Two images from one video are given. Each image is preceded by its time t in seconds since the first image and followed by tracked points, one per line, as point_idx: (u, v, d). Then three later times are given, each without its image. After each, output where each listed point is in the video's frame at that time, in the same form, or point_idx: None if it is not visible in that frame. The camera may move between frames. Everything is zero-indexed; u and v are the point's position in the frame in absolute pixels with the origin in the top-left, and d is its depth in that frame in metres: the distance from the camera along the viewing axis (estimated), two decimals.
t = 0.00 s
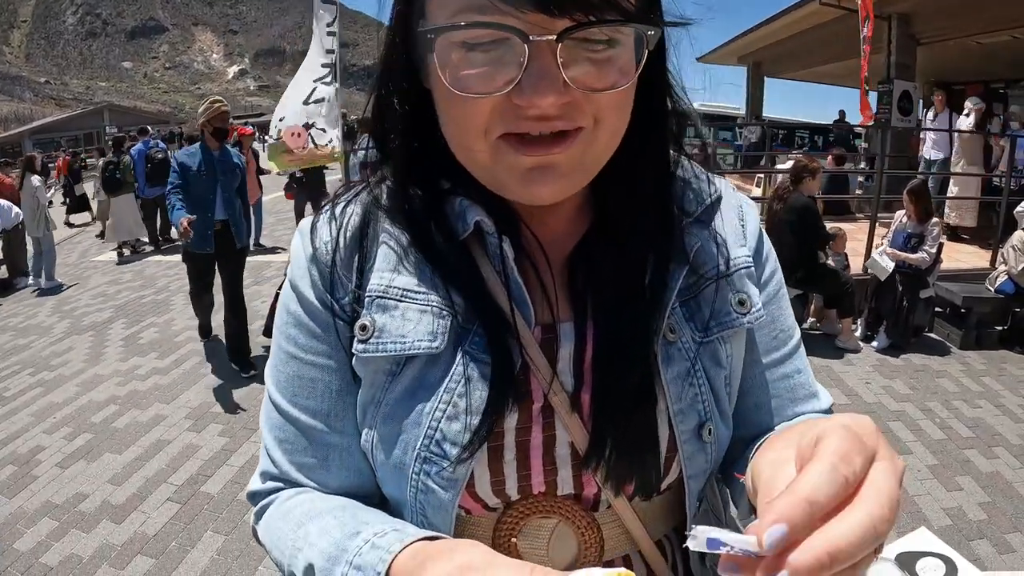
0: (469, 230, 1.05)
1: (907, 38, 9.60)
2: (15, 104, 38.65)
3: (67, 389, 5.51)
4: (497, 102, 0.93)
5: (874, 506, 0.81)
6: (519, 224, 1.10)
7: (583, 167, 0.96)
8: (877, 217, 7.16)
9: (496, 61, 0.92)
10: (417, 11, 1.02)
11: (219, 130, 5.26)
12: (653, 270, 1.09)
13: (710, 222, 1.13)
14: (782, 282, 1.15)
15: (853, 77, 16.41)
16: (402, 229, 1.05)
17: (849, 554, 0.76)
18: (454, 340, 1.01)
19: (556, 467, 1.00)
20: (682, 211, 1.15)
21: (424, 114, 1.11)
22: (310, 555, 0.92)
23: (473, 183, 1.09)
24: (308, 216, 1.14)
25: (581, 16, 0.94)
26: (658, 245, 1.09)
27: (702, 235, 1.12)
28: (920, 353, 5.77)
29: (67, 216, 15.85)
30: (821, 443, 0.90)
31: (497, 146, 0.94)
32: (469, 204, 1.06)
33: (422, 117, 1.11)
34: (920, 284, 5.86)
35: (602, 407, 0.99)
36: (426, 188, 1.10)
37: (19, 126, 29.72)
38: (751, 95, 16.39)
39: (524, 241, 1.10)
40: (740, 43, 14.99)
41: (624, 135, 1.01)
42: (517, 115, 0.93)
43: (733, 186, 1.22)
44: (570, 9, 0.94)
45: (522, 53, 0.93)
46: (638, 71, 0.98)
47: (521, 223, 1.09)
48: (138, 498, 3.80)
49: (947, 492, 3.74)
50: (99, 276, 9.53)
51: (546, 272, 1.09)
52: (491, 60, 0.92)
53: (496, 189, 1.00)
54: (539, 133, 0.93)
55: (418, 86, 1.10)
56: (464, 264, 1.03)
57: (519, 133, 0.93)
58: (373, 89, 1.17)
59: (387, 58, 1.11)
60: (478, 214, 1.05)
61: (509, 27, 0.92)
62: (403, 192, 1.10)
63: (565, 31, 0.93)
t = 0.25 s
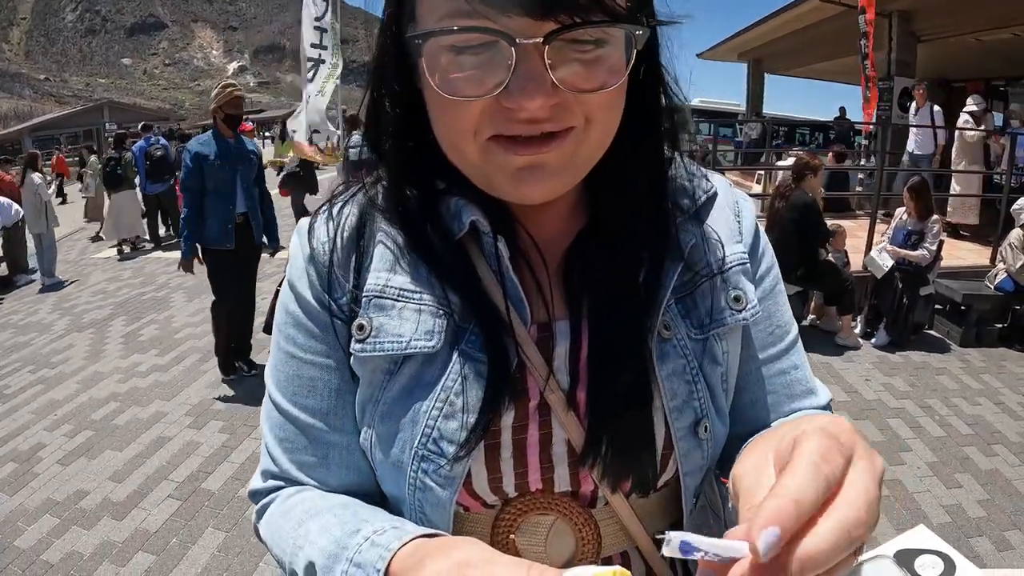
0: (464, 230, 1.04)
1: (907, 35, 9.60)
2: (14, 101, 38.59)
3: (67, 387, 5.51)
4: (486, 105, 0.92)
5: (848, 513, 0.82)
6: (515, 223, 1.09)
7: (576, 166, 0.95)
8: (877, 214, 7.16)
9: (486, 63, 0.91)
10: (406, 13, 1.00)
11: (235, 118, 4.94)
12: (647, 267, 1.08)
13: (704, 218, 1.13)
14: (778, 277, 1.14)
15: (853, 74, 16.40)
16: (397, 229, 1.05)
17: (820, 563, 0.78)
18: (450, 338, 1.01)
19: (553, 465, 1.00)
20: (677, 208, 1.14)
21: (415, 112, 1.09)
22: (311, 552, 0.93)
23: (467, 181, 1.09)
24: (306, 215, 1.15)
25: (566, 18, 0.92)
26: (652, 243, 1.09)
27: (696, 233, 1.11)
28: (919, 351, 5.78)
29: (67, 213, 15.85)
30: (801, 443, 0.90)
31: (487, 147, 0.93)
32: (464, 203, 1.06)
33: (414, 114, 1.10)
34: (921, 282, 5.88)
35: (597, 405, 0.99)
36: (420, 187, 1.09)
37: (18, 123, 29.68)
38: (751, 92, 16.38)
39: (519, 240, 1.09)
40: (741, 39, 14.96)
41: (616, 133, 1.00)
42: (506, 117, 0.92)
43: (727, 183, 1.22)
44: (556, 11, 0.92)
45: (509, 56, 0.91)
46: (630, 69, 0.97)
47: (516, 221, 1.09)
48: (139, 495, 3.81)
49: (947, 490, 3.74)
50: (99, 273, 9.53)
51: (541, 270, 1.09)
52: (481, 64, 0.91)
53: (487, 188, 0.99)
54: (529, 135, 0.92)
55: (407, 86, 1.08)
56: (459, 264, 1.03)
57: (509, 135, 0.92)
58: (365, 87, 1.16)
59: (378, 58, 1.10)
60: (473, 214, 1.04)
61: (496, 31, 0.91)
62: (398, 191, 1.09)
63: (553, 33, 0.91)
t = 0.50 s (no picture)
0: (459, 229, 1.04)
1: (908, 32, 9.57)
2: (13, 97, 38.52)
3: (68, 384, 5.52)
4: (476, 107, 0.92)
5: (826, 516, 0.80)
6: (510, 223, 1.09)
7: (567, 165, 0.95)
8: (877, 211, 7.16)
9: (476, 65, 0.91)
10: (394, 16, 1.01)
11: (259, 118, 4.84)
12: (641, 266, 1.08)
13: (698, 215, 1.13)
14: (772, 274, 1.14)
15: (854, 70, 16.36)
16: (393, 229, 1.05)
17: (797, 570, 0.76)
18: (446, 338, 1.01)
19: (549, 463, 1.00)
20: (672, 205, 1.14)
21: (406, 112, 1.09)
22: (310, 550, 0.93)
23: (462, 181, 1.09)
24: (302, 215, 1.15)
25: (553, 20, 0.93)
26: (646, 242, 1.09)
27: (690, 231, 1.11)
28: (919, 348, 5.78)
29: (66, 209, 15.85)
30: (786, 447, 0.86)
31: (479, 147, 0.94)
32: (458, 203, 1.06)
33: (404, 113, 1.09)
34: (920, 279, 5.90)
35: (592, 404, 1.00)
36: (414, 186, 1.09)
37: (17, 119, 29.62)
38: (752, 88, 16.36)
39: (513, 238, 1.09)
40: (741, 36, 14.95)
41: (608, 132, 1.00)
42: (496, 119, 0.91)
43: (722, 180, 1.22)
44: (543, 14, 0.92)
45: (497, 58, 0.91)
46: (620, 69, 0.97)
47: (511, 221, 1.09)
48: (139, 492, 3.82)
49: (946, 487, 3.75)
50: (99, 270, 9.53)
51: (535, 270, 1.09)
52: (470, 66, 0.91)
53: (481, 188, 0.99)
54: (519, 137, 0.92)
55: (397, 88, 1.08)
56: (454, 263, 1.03)
57: (501, 136, 0.92)
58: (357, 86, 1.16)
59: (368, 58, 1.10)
60: (467, 213, 1.05)
61: (484, 33, 0.91)
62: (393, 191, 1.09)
63: (541, 35, 0.92)
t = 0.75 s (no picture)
0: (456, 229, 1.05)
1: (909, 29, 9.53)
2: (13, 95, 38.46)
3: (68, 381, 5.52)
4: (472, 109, 0.92)
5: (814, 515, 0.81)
6: (507, 222, 1.10)
7: (563, 165, 0.95)
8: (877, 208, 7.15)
9: (472, 66, 0.92)
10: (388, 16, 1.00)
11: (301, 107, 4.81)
12: (637, 266, 1.09)
13: (695, 215, 1.13)
14: (770, 272, 1.14)
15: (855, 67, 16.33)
16: (390, 229, 1.05)
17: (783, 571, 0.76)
18: (444, 338, 1.02)
19: (546, 462, 1.01)
20: (669, 204, 1.14)
21: (403, 111, 1.09)
22: (308, 549, 0.94)
23: (459, 181, 1.09)
24: (299, 214, 1.15)
25: (548, 22, 0.93)
26: (642, 241, 1.09)
27: (687, 231, 1.12)
28: (919, 345, 5.78)
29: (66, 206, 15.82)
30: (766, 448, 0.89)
31: (477, 148, 0.94)
32: (456, 203, 1.06)
33: (401, 112, 1.09)
34: (920, 277, 5.89)
35: (589, 404, 1.00)
36: (411, 186, 1.09)
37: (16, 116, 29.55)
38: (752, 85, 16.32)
39: (509, 238, 1.09)
40: (742, 33, 14.92)
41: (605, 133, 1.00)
42: (493, 121, 0.92)
43: (720, 178, 1.22)
44: (537, 16, 0.92)
45: (493, 60, 0.92)
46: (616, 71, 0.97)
47: (508, 220, 1.09)
48: (140, 489, 3.82)
49: (945, 484, 3.75)
50: (99, 267, 9.53)
51: (532, 269, 1.09)
52: (466, 68, 0.92)
53: (478, 188, 0.99)
54: (516, 139, 0.93)
55: (393, 86, 1.08)
56: (452, 263, 1.03)
57: (497, 137, 0.93)
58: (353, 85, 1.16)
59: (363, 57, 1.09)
60: (465, 213, 1.05)
61: (480, 36, 0.91)
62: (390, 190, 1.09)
63: (536, 37, 0.92)
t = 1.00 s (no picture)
0: (453, 227, 1.05)
1: (909, 25, 9.50)
2: (12, 91, 38.35)
3: (68, 377, 5.53)
4: (469, 108, 0.92)
5: (805, 510, 0.81)
6: (504, 220, 1.10)
7: (561, 163, 0.96)
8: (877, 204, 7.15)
9: (468, 65, 0.92)
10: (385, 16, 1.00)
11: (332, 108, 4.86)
12: (634, 263, 1.09)
13: (692, 211, 1.13)
14: (766, 268, 1.14)
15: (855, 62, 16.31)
16: (387, 227, 1.05)
17: (779, 567, 0.77)
18: (441, 336, 1.02)
19: (544, 460, 1.01)
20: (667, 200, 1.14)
21: (399, 110, 1.09)
22: (309, 549, 0.94)
23: (457, 179, 1.09)
24: (295, 212, 1.15)
25: (546, 21, 0.93)
26: (640, 238, 1.09)
27: (684, 227, 1.12)
28: (918, 341, 5.79)
29: (66, 201, 15.80)
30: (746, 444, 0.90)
31: (475, 146, 0.94)
32: (454, 201, 1.06)
33: (397, 110, 1.09)
34: (919, 272, 5.85)
35: (586, 402, 1.00)
36: (408, 184, 1.09)
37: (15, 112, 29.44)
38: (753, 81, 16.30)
39: (506, 235, 1.10)
40: (742, 27, 14.89)
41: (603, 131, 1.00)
42: (490, 121, 0.92)
43: (717, 173, 1.23)
44: (535, 15, 0.92)
45: (489, 60, 0.92)
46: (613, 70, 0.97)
47: (506, 216, 1.09)
48: (141, 484, 3.83)
49: (944, 480, 3.77)
50: (98, 263, 9.53)
51: (529, 267, 1.10)
52: (462, 67, 0.92)
53: (476, 187, 0.99)
54: (513, 138, 0.93)
55: (389, 85, 1.08)
56: (449, 261, 1.03)
57: (494, 136, 0.93)
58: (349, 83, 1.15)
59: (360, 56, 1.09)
60: (462, 211, 1.05)
61: (476, 35, 0.91)
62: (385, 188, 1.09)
63: (533, 36, 0.92)
